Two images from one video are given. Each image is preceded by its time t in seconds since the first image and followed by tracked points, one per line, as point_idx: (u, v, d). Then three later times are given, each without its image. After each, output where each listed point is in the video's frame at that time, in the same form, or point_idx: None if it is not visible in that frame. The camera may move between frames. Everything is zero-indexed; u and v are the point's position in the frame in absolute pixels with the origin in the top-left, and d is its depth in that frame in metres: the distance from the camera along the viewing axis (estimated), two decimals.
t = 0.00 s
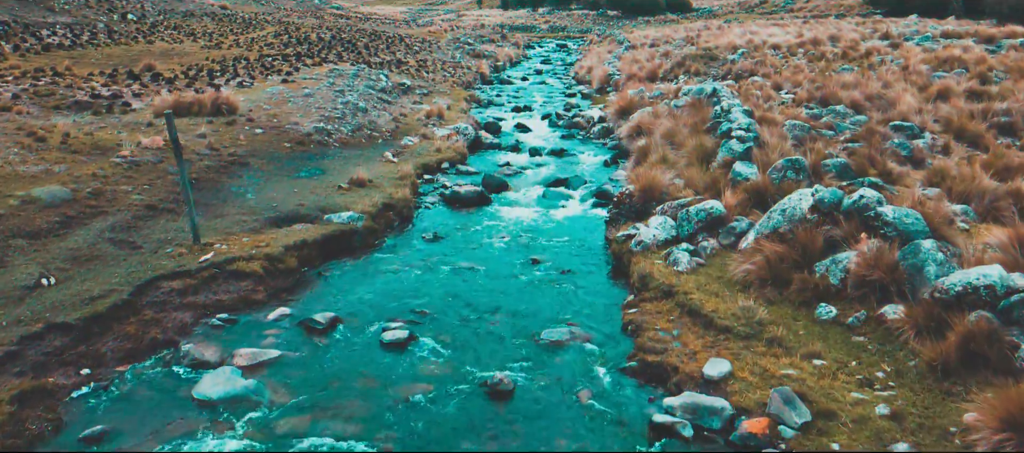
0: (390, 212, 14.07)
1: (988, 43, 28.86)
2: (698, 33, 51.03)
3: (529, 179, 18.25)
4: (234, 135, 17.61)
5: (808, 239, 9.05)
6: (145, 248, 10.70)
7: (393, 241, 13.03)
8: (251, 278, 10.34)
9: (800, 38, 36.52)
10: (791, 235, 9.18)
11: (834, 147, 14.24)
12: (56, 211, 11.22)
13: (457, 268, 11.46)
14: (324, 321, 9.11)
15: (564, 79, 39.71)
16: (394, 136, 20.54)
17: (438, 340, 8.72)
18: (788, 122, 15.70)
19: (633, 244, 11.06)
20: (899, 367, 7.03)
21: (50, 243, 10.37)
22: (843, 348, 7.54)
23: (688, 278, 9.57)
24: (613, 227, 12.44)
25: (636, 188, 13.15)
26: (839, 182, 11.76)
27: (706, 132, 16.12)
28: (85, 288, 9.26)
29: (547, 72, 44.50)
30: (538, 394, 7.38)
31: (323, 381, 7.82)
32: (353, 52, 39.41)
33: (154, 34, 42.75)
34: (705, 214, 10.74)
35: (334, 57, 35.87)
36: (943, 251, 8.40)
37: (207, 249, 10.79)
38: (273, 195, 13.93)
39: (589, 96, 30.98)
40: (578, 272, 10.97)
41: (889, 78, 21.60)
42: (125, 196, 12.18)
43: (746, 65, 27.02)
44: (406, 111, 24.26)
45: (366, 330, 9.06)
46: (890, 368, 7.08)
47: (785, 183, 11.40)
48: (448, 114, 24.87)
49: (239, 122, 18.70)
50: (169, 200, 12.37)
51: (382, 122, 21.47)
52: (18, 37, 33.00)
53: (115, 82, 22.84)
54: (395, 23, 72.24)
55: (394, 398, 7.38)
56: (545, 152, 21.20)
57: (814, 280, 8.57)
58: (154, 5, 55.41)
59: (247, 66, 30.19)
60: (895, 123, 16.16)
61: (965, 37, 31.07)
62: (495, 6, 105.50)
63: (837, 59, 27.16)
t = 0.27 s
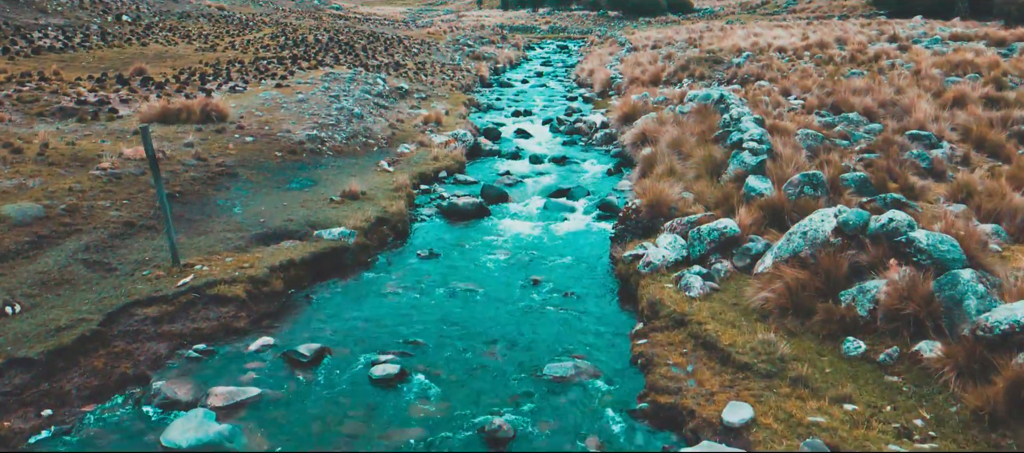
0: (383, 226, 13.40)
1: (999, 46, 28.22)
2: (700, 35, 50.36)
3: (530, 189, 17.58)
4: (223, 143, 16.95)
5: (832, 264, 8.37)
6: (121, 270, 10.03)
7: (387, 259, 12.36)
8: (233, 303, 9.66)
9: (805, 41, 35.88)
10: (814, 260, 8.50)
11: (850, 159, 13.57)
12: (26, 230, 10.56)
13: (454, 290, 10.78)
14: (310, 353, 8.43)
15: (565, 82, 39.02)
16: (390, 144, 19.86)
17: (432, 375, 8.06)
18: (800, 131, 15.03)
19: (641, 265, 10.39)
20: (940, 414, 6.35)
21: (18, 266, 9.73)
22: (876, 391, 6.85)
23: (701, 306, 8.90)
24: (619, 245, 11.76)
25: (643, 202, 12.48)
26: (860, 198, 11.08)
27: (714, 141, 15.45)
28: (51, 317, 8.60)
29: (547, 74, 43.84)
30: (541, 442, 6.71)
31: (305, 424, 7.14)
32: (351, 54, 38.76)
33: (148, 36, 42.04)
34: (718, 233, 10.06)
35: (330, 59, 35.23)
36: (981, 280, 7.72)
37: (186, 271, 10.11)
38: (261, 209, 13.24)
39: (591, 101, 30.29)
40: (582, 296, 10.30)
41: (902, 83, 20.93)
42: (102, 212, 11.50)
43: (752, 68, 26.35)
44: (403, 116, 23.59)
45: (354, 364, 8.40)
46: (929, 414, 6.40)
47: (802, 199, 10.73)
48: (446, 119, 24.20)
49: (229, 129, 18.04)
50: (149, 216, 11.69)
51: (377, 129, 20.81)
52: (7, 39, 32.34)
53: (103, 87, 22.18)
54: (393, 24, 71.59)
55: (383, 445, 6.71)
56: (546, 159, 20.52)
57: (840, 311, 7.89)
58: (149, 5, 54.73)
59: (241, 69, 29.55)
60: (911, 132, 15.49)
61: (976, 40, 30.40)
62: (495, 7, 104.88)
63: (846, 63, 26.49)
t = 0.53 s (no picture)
0: (377, 242, 12.72)
1: (1010, 50, 27.60)
2: (702, 36, 49.71)
3: (531, 199, 16.90)
4: (211, 152, 16.28)
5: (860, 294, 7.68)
6: (92, 295, 9.35)
7: (380, 278, 11.69)
8: (212, 332, 8.98)
9: (810, 43, 35.24)
10: (840, 290, 7.82)
11: (867, 172, 12.90)
12: None
13: (449, 314, 10.08)
14: (292, 390, 7.75)
15: (566, 84, 38.35)
16: (385, 152, 19.18)
17: (424, 417, 7.40)
18: (813, 141, 14.36)
19: (650, 288, 9.71)
20: None
21: None
22: (915, 441, 6.17)
23: (717, 338, 8.22)
24: (625, 265, 11.09)
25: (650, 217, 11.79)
26: (882, 216, 10.41)
27: (723, 151, 14.78)
28: (12, 352, 7.95)
29: (548, 76, 43.19)
30: None
31: None
32: (348, 57, 38.10)
33: (141, 38, 41.34)
34: (733, 256, 9.38)
35: (327, 62, 34.57)
36: None
37: (162, 297, 9.43)
38: (247, 224, 12.55)
39: (593, 105, 29.64)
40: (587, 324, 9.62)
41: (914, 88, 20.27)
42: (76, 230, 10.81)
43: (758, 72, 25.69)
44: (399, 122, 22.92)
45: (341, 402, 7.73)
46: None
47: (821, 218, 10.06)
48: (444, 125, 23.54)
49: (218, 138, 17.38)
50: (127, 234, 11.02)
51: (372, 136, 20.15)
52: None
53: (90, 93, 21.50)
54: (392, 25, 70.95)
55: None
56: (547, 167, 19.84)
57: (871, 348, 7.21)
58: (144, 7, 54.07)
59: (234, 73, 28.88)
60: (929, 142, 14.83)
61: (985, 43, 29.77)
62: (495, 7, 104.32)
63: (854, 67, 25.84)
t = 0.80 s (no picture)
0: (369, 260, 12.05)
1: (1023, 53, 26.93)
2: (704, 38, 49.06)
3: (532, 211, 16.22)
4: (198, 162, 15.61)
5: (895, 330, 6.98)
6: (58, 324, 8.67)
7: (371, 300, 11.01)
8: (187, 366, 8.29)
9: (816, 46, 34.57)
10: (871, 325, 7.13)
11: (887, 186, 12.22)
12: None
13: (445, 344, 9.40)
14: (270, 435, 7.06)
15: (567, 87, 37.68)
16: (381, 160, 18.51)
17: None
18: (828, 152, 13.69)
19: (660, 316, 9.02)
20: None
21: None
22: None
23: (735, 375, 7.53)
24: (633, 287, 10.41)
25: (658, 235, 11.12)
26: (908, 237, 9.73)
27: (734, 163, 14.10)
28: None
29: (548, 78, 42.55)
30: None
31: None
32: (345, 59, 37.44)
33: (136, 40, 40.72)
34: (750, 282, 8.69)
35: (323, 65, 33.92)
36: None
37: (135, 326, 8.75)
38: (232, 241, 11.87)
39: (595, 109, 28.96)
40: (592, 355, 8.96)
41: (928, 94, 19.59)
42: (47, 250, 10.15)
43: (765, 76, 25.02)
44: (396, 128, 22.25)
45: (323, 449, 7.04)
46: None
47: (844, 240, 9.37)
48: (442, 131, 22.87)
49: (206, 146, 16.71)
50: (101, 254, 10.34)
51: (368, 143, 19.48)
52: None
53: (77, 98, 20.83)
54: (391, 26, 70.28)
55: None
56: (548, 176, 19.16)
57: (908, 392, 6.51)
58: (140, 8, 53.44)
59: (227, 76, 28.21)
60: (949, 152, 14.16)
61: (996, 46, 29.09)
62: (495, 8, 103.65)
63: (863, 72, 25.17)
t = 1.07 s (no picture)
0: (361, 282, 11.29)
1: None
2: (707, 40, 48.27)
3: (533, 224, 15.46)
4: (183, 174, 14.86)
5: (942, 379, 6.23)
6: (16, 362, 7.93)
7: (362, 326, 10.25)
8: (154, 410, 7.54)
9: (824, 49, 33.83)
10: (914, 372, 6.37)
11: (912, 203, 11.47)
12: None
13: (439, 380, 8.63)
14: None
15: (568, 90, 36.92)
16: (375, 170, 17.76)
17: None
18: (847, 165, 12.93)
19: (674, 352, 8.26)
20: None
21: None
22: None
23: (760, 425, 6.77)
24: (643, 316, 9.64)
25: (670, 258, 10.36)
26: (941, 263, 8.97)
27: (747, 177, 13.35)
28: None
29: (549, 81, 41.80)
30: None
31: None
32: (342, 62, 36.70)
33: (129, 42, 39.97)
34: (774, 316, 7.92)
35: (320, 69, 33.18)
36: None
37: (100, 364, 8.01)
38: (213, 262, 11.12)
39: (597, 113, 28.21)
40: (600, 394, 8.20)
41: (945, 101, 18.85)
42: (11, 276, 9.40)
43: (774, 80, 24.26)
44: (392, 135, 21.50)
45: None
46: None
47: (873, 267, 8.61)
48: (440, 138, 22.11)
49: (192, 157, 15.96)
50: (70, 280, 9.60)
51: (362, 152, 18.74)
52: None
53: (61, 105, 20.08)
54: (390, 27, 69.52)
55: None
56: (550, 186, 18.40)
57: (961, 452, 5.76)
58: (135, 9, 52.68)
59: (220, 80, 27.46)
60: (974, 164, 13.41)
61: (1009, 49, 28.34)
62: (495, 9, 102.88)
63: (875, 77, 24.40)
